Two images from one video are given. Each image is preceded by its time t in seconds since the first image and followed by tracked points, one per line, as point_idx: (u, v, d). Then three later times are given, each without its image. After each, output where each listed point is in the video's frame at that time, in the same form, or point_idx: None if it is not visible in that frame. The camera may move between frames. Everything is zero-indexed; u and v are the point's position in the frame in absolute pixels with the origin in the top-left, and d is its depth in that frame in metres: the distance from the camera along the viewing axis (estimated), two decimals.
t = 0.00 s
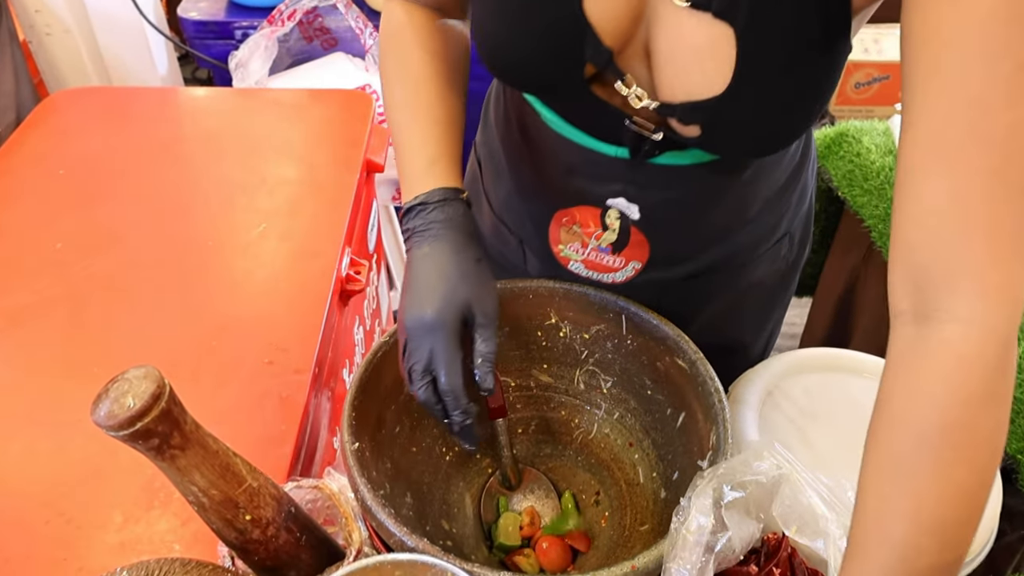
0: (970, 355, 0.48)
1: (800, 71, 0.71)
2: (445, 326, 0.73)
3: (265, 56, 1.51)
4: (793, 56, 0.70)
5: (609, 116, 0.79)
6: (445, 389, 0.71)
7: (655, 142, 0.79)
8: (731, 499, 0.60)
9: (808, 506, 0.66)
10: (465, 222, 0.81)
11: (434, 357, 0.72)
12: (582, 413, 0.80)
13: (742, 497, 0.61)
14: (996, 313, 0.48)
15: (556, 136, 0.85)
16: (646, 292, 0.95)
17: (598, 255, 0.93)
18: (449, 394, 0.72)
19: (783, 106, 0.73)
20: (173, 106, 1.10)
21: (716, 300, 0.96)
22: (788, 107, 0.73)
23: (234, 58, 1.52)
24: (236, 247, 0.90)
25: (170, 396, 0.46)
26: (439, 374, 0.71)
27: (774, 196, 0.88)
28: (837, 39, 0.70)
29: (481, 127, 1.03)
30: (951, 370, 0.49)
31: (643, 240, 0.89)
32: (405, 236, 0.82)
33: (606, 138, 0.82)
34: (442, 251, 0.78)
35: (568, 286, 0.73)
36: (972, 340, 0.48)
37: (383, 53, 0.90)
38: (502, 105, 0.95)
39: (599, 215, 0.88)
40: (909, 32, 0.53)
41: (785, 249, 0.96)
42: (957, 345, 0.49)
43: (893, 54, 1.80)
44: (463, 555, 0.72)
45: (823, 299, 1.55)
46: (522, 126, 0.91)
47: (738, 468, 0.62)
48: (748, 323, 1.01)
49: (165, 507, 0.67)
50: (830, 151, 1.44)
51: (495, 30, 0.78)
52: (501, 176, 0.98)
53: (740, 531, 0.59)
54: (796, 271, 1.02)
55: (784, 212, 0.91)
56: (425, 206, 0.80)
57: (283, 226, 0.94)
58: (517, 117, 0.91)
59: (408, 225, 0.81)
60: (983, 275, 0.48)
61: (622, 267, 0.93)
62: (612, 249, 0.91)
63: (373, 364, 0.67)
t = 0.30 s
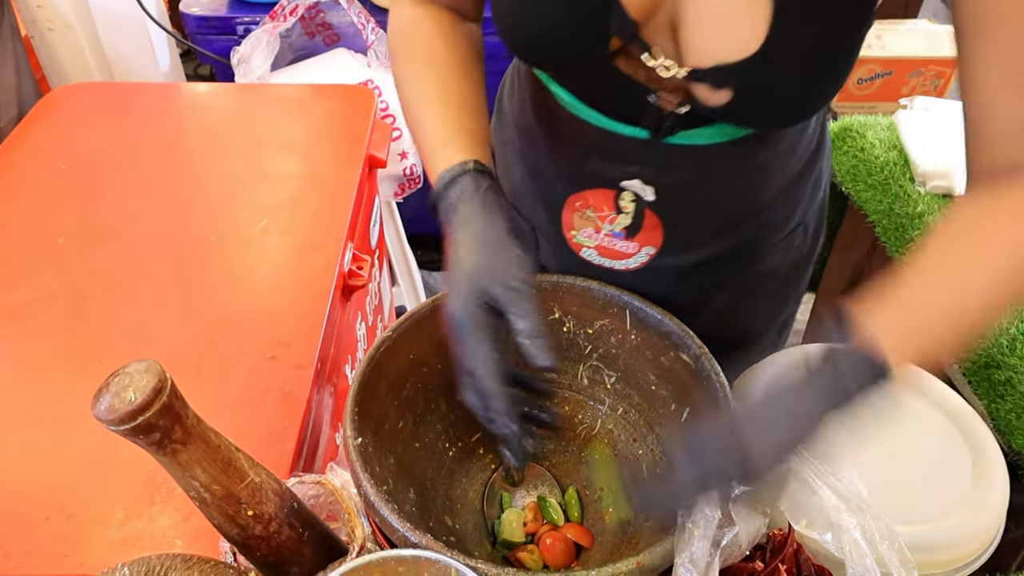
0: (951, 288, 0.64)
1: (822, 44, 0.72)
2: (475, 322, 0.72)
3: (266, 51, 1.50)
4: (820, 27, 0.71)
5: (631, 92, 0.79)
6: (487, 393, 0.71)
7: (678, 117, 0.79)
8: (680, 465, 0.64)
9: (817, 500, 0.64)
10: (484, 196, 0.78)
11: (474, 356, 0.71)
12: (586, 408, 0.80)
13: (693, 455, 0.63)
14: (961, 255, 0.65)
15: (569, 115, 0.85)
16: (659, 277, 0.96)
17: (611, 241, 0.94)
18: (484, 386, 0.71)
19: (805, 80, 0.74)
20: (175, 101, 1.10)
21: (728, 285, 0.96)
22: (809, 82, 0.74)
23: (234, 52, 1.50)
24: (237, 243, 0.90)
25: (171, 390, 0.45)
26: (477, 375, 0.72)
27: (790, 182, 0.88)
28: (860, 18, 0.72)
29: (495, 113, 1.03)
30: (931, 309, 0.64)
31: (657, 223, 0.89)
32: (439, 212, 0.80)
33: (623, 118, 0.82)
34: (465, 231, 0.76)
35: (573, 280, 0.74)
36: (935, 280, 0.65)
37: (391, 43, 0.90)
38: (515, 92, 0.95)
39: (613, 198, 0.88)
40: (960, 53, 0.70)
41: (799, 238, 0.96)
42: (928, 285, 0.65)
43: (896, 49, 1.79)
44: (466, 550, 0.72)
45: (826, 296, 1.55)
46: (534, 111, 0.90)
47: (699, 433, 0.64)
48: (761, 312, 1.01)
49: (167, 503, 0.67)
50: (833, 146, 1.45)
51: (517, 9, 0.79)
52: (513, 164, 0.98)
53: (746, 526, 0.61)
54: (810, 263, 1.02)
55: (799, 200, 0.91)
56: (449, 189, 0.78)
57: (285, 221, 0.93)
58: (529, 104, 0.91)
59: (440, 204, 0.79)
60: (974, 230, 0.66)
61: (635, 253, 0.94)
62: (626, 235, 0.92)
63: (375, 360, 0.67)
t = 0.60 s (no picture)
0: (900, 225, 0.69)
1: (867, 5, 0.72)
2: (516, 306, 0.66)
3: (265, 46, 1.49)
4: None
5: (675, 74, 0.78)
6: (539, 375, 0.65)
7: (724, 93, 0.78)
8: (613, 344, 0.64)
9: (824, 499, 0.63)
10: (505, 185, 0.73)
11: (525, 338, 0.65)
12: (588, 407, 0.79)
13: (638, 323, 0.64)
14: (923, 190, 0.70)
15: (601, 109, 0.85)
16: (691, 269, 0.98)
17: (644, 237, 0.96)
18: (541, 367, 0.65)
19: (850, 46, 0.74)
20: (173, 95, 1.08)
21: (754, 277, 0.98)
22: (855, 48, 0.74)
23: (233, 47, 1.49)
24: (235, 238, 0.89)
25: (165, 386, 0.44)
26: (531, 355, 0.65)
27: (814, 167, 0.92)
28: None
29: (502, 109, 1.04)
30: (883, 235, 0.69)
31: (693, 214, 0.91)
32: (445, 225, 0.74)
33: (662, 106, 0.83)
34: (486, 220, 0.70)
35: (581, 278, 0.72)
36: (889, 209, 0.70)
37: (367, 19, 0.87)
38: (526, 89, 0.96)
39: (647, 192, 0.90)
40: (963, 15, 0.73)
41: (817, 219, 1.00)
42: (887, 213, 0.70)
43: (899, 45, 1.78)
44: (466, 550, 0.71)
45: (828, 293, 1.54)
46: (551, 106, 0.90)
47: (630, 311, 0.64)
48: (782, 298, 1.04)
49: (162, 502, 0.66)
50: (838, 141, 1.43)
51: None
52: (528, 163, 0.99)
53: (753, 526, 0.60)
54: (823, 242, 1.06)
55: (818, 180, 0.95)
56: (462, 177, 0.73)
57: (283, 216, 0.92)
58: (544, 101, 0.92)
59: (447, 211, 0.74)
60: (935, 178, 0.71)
61: (668, 247, 0.96)
62: (659, 228, 0.94)
63: (374, 356, 0.65)
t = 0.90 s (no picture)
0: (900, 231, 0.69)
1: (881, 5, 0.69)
2: (545, 284, 0.69)
3: (264, 36, 1.49)
4: None
5: (676, 70, 0.76)
6: (549, 350, 0.70)
7: (727, 89, 0.76)
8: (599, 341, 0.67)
9: (836, 496, 0.62)
10: (517, 170, 0.76)
11: (538, 317, 0.69)
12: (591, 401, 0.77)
13: (622, 321, 0.67)
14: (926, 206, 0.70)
15: (604, 106, 0.83)
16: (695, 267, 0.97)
17: (643, 235, 0.94)
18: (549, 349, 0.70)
19: (862, 46, 0.71)
20: (171, 85, 1.07)
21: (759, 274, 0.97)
22: (867, 49, 0.72)
23: (230, 38, 1.49)
24: (232, 230, 0.87)
25: (156, 379, 0.43)
26: (544, 334, 0.69)
27: (819, 166, 0.90)
28: None
29: (499, 99, 1.02)
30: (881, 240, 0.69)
31: (694, 212, 0.89)
32: (448, 198, 0.76)
33: (663, 103, 0.81)
34: (508, 200, 0.74)
35: (589, 271, 0.71)
36: (891, 217, 0.70)
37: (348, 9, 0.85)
38: (526, 82, 0.94)
39: (647, 189, 0.88)
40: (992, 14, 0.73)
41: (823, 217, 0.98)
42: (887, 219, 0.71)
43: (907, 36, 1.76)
44: (467, 548, 0.70)
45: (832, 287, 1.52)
46: (549, 100, 0.89)
47: (619, 311, 0.67)
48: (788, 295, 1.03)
49: (157, 498, 0.64)
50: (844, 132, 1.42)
51: None
52: (528, 157, 0.97)
53: (762, 523, 0.58)
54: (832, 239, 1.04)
55: (825, 177, 0.93)
56: (475, 158, 0.75)
57: (281, 208, 0.90)
58: (542, 94, 0.90)
59: (452, 183, 0.76)
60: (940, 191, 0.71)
61: (669, 246, 0.94)
62: (659, 227, 0.92)
63: (373, 349, 0.64)
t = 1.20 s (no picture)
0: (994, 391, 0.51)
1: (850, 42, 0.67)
2: (542, 287, 0.67)
3: (263, 30, 1.47)
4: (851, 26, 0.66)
5: (635, 87, 0.75)
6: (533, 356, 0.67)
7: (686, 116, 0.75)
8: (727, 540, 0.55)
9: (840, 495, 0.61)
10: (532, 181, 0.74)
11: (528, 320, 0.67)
12: (594, 396, 0.77)
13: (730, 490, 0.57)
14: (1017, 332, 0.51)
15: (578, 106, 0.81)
16: (665, 275, 0.93)
17: (617, 235, 0.91)
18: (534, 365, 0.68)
19: (829, 82, 0.69)
20: (169, 79, 1.06)
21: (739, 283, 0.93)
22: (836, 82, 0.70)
23: (229, 32, 1.48)
24: (231, 224, 0.87)
25: (151, 371, 0.42)
26: (529, 345, 0.67)
27: (810, 175, 0.85)
28: (898, 14, 0.66)
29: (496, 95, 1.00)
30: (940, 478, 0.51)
31: (664, 219, 0.86)
32: (463, 199, 0.75)
33: (628, 112, 0.78)
34: (520, 210, 0.72)
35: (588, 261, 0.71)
36: (987, 379, 0.51)
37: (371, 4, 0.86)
38: (520, 71, 0.92)
39: (619, 191, 0.85)
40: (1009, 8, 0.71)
41: (816, 232, 0.93)
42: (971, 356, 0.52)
43: (910, 30, 1.75)
44: (468, 543, 0.69)
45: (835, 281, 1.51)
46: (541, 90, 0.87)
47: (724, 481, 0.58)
48: (774, 308, 0.98)
49: (155, 494, 0.64)
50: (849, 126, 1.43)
51: None
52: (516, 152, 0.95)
53: (766, 523, 0.59)
54: (827, 256, 1.00)
55: (817, 194, 0.88)
56: (495, 165, 0.74)
57: (280, 202, 0.90)
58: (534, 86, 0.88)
59: (469, 185, 0.74)
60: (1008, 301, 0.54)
61: (642, 248, 0.92)
62: (631, 229, 0.89)
63: (373, 342, 0.63)
